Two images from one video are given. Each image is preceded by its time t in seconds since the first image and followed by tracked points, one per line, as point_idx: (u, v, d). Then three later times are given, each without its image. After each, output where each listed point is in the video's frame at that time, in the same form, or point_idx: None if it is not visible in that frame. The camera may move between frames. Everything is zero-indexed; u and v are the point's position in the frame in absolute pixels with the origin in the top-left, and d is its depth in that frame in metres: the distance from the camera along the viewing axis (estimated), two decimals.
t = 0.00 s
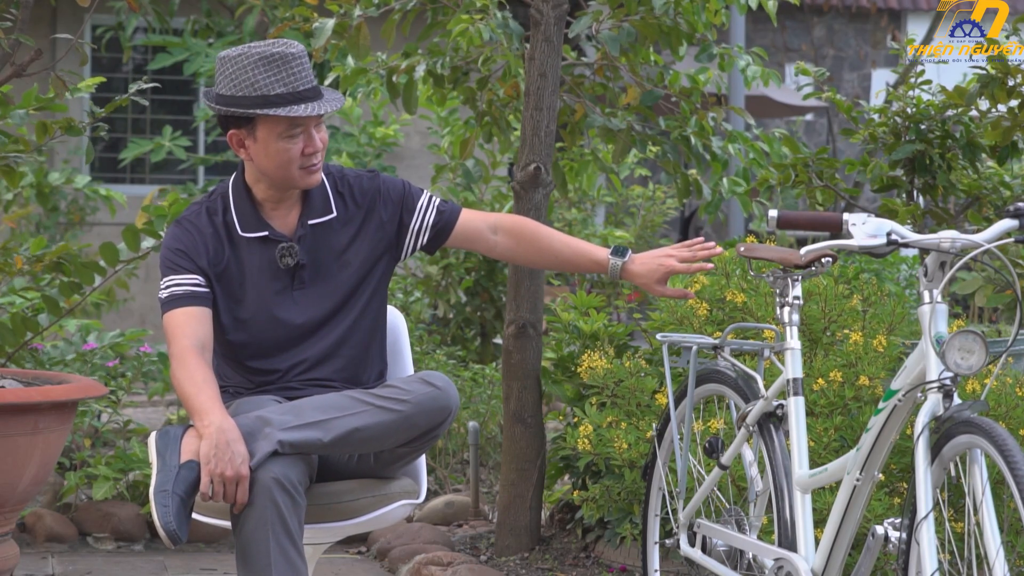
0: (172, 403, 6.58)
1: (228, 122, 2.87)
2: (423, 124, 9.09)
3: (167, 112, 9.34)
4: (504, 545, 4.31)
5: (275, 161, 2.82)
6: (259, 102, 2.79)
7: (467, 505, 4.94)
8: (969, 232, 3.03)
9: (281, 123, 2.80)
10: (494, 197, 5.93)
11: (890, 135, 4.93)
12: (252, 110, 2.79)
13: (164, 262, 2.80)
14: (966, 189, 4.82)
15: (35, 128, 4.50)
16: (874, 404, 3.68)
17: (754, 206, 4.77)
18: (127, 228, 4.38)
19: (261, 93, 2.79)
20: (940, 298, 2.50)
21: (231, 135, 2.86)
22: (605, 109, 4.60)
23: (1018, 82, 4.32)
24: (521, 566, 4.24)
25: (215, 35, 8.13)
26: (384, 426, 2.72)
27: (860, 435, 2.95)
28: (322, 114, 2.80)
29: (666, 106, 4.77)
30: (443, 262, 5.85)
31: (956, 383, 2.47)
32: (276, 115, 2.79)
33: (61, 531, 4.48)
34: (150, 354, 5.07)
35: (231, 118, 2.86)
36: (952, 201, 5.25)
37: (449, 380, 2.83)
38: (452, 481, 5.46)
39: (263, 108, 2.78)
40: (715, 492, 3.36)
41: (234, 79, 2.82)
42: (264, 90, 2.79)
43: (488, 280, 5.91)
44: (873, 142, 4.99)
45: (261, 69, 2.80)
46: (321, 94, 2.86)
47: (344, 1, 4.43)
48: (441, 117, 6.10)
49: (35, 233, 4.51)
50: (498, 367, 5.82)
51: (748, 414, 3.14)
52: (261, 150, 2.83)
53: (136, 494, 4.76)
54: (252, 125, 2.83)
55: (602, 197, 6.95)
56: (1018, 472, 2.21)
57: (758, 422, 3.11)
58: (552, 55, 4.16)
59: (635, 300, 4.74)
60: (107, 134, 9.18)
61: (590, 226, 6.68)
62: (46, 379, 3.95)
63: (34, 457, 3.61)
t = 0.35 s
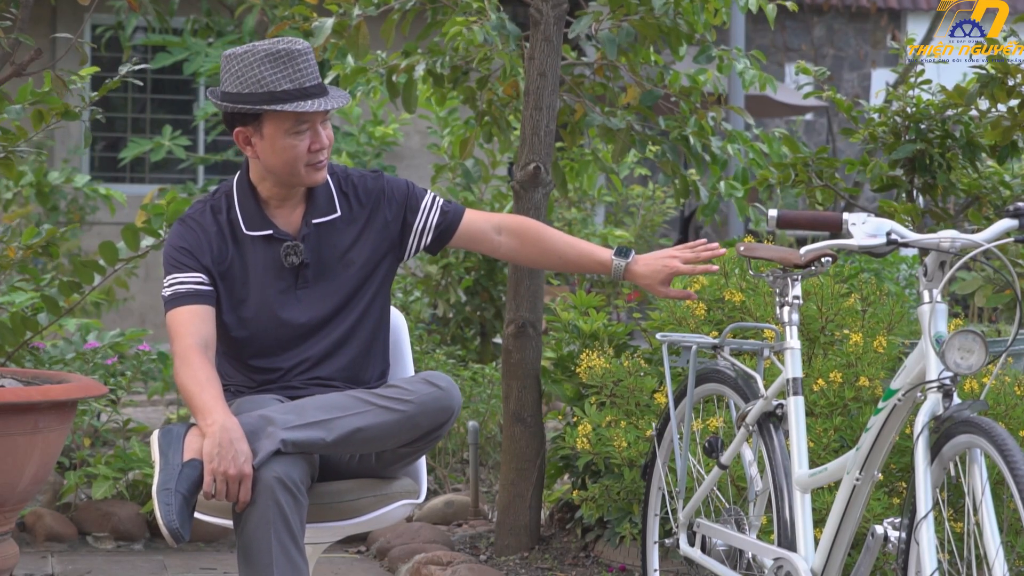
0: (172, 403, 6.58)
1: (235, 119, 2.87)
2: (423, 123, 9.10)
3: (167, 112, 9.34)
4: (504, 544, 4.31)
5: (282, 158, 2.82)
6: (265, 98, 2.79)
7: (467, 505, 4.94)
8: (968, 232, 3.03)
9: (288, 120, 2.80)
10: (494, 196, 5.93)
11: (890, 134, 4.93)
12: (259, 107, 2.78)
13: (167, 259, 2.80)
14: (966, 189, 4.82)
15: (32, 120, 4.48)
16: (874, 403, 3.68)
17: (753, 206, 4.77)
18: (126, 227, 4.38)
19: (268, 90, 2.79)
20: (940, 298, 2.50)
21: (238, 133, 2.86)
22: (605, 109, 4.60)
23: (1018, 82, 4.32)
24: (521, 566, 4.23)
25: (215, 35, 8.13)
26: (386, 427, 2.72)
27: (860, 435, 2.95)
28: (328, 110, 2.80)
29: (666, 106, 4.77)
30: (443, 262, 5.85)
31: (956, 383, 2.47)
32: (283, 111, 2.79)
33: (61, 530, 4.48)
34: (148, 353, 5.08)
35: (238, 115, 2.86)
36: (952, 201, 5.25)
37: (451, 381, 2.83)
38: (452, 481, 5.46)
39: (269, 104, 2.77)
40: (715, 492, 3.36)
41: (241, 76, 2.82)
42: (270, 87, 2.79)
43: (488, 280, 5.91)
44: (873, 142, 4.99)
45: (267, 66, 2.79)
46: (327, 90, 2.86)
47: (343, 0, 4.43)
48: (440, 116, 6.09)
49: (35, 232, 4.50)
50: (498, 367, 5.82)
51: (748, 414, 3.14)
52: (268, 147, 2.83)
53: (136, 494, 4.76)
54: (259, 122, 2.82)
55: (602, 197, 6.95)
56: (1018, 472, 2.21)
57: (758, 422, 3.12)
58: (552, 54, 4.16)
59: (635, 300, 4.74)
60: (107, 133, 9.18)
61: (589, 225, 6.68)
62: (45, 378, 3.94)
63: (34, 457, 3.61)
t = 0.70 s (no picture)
0: (172, 403, 6.58)
1: (248, 112, 2.87)
2: (423, 123, 9.10)
3: (167, 112, 9.34)
4: (504, 544, 4.31)
5: (296, 149, 2.82)
6: (279, 88, 2.79)
7: (467, 504, 4.94)
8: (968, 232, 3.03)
9: (302, 108, 2.81)
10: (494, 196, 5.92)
11: (890, 134, 4.94)
12: (274, 96, 2.79)
13: (175, 254, 2.80)
14: (966, 189, 4.82)
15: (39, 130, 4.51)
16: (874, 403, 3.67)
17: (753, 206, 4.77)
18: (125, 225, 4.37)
19: (281, 79, 2.79)
20: (940, 298, 2.50)
21: (251, 125, 2.86)
22: (604, 109, 4.60)
23: (1018, 82, 4.32)
24: (521, 566, 4.23)
25: (215, 34, 8.13)
26: (390, 428, 2.72)
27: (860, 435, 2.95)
28: (341, 97, 2.81)
29: (666, 106, 4.77)
30: (442, 262, 5.85)
31: (956, 382, 2.47)
32: (298, 99, 2.80)
33: (61, 530, 4.48)
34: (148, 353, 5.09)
35: (250, 109, 2.87)
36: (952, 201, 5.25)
37: (455, 384, 2.84)
38: (452, 480, 5.46)
39: (284, 93, 2.78)
40: (715, 492, 3.36)
41: (253, 68, 2.83)
42: (283, 76, 2.79)
43: (488, 280, 5.90)
44: (873, 142, 4.99)
45: (279, 55, 2.79)
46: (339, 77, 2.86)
47: (343, 0, 4.43)
48: (441, 116, 6.09)
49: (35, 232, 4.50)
50: (498, 367, 5.82)
51: (748, 414, 3.14)
52: (282, 137, 2.83)
53: (136, 493, 4.76)
54: (272, 112, 2.83)
55: (602, 197, 6.95)
56: (1018, 472, 2.21)
57: (758, 422, 3.12)
58: (552, 54, 4.16)
59: (635, 300, 4.74)
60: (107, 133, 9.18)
61: (590, 225, 6.68)
62: (45, 378, 3.94)
63: (34, 457, 3.61)
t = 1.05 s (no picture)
0: (172, 404, 6.58)
1: (260, 106, 2.87)
2: (423, 123, 9.10)
3: (167, 112, 9.34)
4: (504, 544, 4.31)
5: (308, 142, 2.82)
6: (293, 81, 2.79)
7: (467, 504, 4.94)
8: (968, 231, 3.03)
9: (315, 100, 2.81)
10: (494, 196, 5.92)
11: (890, 134, 4.93)
12: (287, 88, 2.79)
13: (183, 249, 2.79)
14: (966, 189, 4.82)
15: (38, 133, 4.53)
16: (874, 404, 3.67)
17: (753, 206, 4.76)
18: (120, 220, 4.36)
19: (294, 72, 2.79)
20: (941, 298, 2.50)
21: (263, 119, 2.86)
22: (604, 109, 4.60)
23: (1018, 82, 4.31)
24: (520, 566, 4.23)
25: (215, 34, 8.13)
26: (393, 429, 2.73)
27: (861, 435, 2.95)
28: (353, 91, 2.82)
29: (665, 105, 4.77)
30: (442, 262, 5.85)
31: (956, 382, 2.47)
32: (311, 92, 2.80)
33: (61, 530, 4.48)
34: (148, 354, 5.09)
35: (262, 103, 2.86)
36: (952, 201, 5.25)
37: (458, 386, 2.84)
38: (452, 480, 5.46)
39: (298, 86, 2.78)
40: (715, 492, 3.36)
41: (266, 62, 2.83)
42: (296, 69, 2.80)
43: (488, 280, 5.90)
44: (873, 142, 4.99)
45: (291, 49, 2.80)
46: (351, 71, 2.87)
47: None
48: (441, 116, 6.09)
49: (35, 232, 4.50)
50: (498, 367, 5.82)
51: (748, 414, 3.14)
52: (295, 131, 2.82)
53: (136, 493, 4.76)
54: (285, 105, 2.83)
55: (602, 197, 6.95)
56: (1018, 472, 2.21)
57: (758, 422, 3.12)
58: (552, 54, 4.16)
59: (635, 300, 4.74)
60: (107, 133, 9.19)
61: (590, 225, 6.67)
62: (45, 378, 3.94)
63: (34, 457, 3.61)
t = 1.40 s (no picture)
0: (172, 403, 6.59)
1: (262, 103, 2.86)
2: (423, 123, 9.10)
3: (167, 111, 9.35)
4: (503, 544, 4.31)
5: (311, 140, 2.82)
6: (296, 77, 2.79)
7: (467, 504, 4.94)
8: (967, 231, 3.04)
9: (318, 97, 2.81)
10: (493, 195, 5.92)
11: (890, 134, 4.94)
12: (291, 85, 2.79)
13: (185, 247, 2.80)
14: (966, 189, 4.82)
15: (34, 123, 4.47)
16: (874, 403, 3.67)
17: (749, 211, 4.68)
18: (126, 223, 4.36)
19: (298, 69, 2.79)
20: (940, 298, 2.50)
21: (266, 116, 2.86)
22: (603, 108, 4.60)
23: (1018, 82, 4.31)
24: (520, 566, 4.24)
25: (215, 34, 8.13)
26: (393, 429, 2.72)
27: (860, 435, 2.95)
28: (356, 86, 2.82)
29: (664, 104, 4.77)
30: (442, 261, 5.85)
31: (956, 382, 2.47)
32: (315, 89, 2.80)
33: (61, 530, 4.48)
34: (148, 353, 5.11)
35: (265, 99, 2.86)
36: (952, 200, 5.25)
37: (458, 386, 2.84)
38: (452, 480, 5.47)
39: (302, 82, 2.78)
40: (714, 492, 3.36)
41: (269, 58, 2.82)
42: (300, 66, 2.79)
43: (488, 279, 5.91)
44: (873, 142, 4.99)
45: (295, 45, 2.79)
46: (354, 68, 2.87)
47: None
48: (440, 116, 6.09)
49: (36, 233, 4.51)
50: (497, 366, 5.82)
51: (748, 414, 3.14)
52: (298, 128, 2.82)
53: (137, 493, 4.76)
54: (289, 101, 2.83)
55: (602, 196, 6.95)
56: (1017, 472, 2.21)
57: (758, 421, 3.12)
58: (551, 54, 4.16)
59: (635, 300, 4.74)
60: (107, 133, 9.19)
61: (590, 225, 6.68)
62: (45, 378, 3.95)
63: (34, 457, 3.61)
